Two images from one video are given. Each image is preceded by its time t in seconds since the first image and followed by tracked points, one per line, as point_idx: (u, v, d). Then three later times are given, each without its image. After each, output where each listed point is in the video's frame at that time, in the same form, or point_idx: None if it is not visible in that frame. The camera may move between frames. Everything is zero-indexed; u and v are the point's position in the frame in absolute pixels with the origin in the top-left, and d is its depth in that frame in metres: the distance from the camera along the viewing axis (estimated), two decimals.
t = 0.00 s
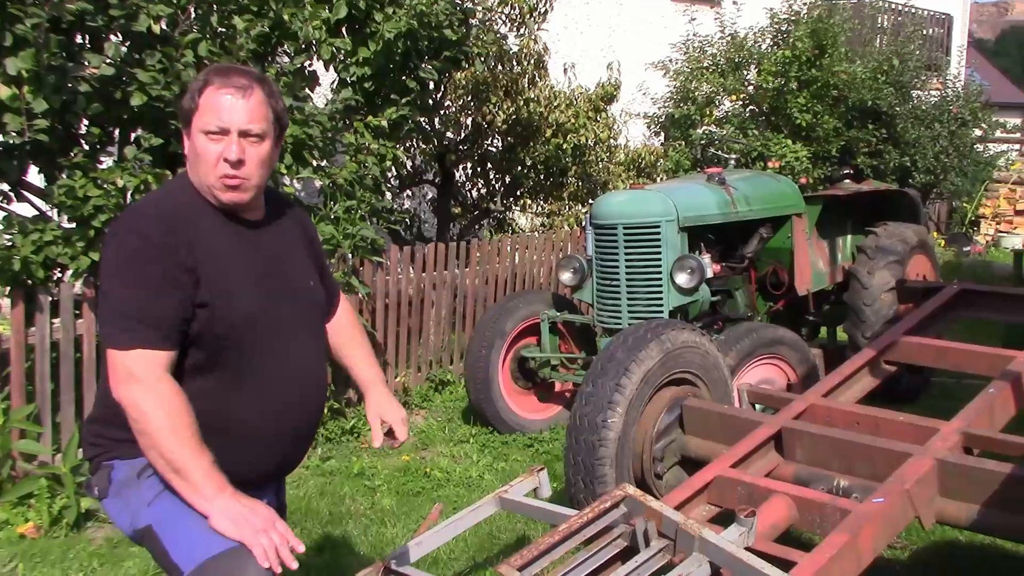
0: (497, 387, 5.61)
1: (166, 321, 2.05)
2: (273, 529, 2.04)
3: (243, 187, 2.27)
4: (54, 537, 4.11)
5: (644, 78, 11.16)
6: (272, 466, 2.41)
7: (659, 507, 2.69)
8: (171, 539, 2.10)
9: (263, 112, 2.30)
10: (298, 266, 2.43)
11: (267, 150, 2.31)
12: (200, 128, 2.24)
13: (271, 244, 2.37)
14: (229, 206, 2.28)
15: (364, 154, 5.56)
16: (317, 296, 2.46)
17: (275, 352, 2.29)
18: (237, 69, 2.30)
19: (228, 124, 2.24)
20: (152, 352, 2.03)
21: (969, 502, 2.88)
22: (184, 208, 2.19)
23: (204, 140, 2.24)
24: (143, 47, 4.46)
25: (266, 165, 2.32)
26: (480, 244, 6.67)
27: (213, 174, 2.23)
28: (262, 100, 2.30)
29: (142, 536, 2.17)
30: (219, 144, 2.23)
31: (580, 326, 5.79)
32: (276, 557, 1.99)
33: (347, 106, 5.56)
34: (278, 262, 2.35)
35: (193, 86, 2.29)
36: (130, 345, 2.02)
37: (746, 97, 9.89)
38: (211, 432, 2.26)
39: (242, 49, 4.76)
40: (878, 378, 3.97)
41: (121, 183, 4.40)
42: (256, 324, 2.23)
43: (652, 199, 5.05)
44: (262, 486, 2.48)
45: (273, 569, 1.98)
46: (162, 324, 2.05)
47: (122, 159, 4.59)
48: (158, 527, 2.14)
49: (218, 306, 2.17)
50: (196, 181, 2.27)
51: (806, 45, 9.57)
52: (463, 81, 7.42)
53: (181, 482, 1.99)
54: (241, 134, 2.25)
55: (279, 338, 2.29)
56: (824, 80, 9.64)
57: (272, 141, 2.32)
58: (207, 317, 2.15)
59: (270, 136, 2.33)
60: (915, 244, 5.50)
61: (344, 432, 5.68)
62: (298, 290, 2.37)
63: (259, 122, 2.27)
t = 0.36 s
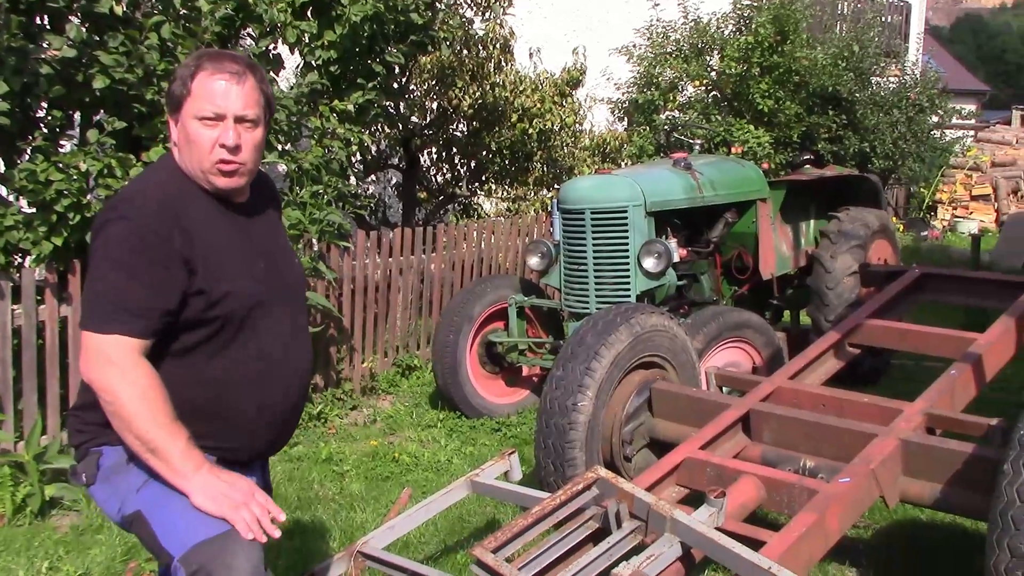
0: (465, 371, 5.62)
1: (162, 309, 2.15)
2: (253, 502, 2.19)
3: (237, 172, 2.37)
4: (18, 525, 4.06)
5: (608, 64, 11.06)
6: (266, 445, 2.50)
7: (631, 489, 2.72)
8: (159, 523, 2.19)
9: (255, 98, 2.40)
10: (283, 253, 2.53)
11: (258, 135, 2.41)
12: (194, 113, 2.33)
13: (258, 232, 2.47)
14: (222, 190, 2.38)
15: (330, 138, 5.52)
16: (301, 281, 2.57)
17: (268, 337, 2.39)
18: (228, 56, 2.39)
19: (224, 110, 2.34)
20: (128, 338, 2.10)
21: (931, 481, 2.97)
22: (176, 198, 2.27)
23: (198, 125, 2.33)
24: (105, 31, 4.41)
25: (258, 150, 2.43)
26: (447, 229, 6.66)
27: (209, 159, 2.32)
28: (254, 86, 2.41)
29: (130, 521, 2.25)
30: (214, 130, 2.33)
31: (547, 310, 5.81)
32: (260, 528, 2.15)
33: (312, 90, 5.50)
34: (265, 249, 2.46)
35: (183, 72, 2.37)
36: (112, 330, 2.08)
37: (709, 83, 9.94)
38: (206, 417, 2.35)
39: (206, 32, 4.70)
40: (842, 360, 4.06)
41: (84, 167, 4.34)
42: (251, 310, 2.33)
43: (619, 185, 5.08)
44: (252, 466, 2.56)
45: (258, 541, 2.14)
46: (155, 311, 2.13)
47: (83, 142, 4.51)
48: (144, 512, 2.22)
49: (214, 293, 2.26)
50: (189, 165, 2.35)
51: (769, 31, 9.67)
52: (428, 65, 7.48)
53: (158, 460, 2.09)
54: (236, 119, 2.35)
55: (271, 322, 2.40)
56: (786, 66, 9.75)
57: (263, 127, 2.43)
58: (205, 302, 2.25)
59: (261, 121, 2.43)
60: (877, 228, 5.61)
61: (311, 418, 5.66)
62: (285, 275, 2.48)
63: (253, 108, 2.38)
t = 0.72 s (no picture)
0: (453, 362, 5.63)
1: (148, 300, 2.15)
2: (247, 471, 2.30)
3: (225, 166, 2.38)
4: (6, 522, 4.04)
5: (592, 53, 11.10)
6: (267, 427, 2.55)
7: (621, 478, 2.73)
8: (176, 513, 2.21)
9: (239, 92, 2.41)
10: (265, 238, 2.54)
11: (244, 129, 2.42)
12: (179, 108, 2.32)
13: (240, 220, 2.47)
14: (209, 185, 2.38)
15: (315, 131, 5.49)
16: (286, 265, 2.58)
17: (254, 324, 2.39)
18: (210, 50, 2.38)
19: (210, 104, 2.33)
20: (117, 329, 2.10)
21: (918, 465, 3.00)
22: (160, 189, 2.27)
23: (184, 120, 2.32)
24: (87, 24, 4.38)
25: (242, 144, 2.44)
26: (433, 221, 6.65)
27: (197, 154, 2.32)
28: (238, 80, 2.41)
29: (141, 514, 2.26)
30: (201, 124, 2.33)
31: (534, 300, 5.82)
32: (260, 494, 2.27)
33: (297, 83, 5.48)
34: (250, 237, 2.46)
35: (164, 65, 2.35)
36: (96, 320, 2.08)
37: (693, 72, 9.95)
38: (198, 405, 2.37)
39: (189, 25, 4.67)
40: (829, 347, 4.09)
41: (68, 161, 4.32)
42: (238, 298, 2.34)
43: (606, 174, 5.09)
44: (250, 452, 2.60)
45: (260, 507, 2.26)
46: (142, 302, 2.14)
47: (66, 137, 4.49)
48: (157, 504, 2.24)
49: (200, 283, 2.27)
50: (174, 160, 2.34)
51: (752, 19, 9.69)
52: (412, 57, 7.49)
53: (149, 448, 2.12)
54: (222, 114, 2.36)
55: (259, 309, 2.40)
56: (769, 54, 9.81)
57: (247, 120, 2.44)
58: (193, 291, 2.26)
59: (245, 115, 2.44)
60: (862, 215, 5.64)
61: (300, 411, 5.65)
62: (269, 261, 2.49)
63: (239, 103, 2.39)
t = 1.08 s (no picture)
0: (448, 365, 5.63)
1: (152, 293, 2.16)
2: (249, 479, 2.29)
3: (215, 164, 2.39)
4: None
5: (588, 57, 11.13)
6: (262, 430, 2.55)
7: (616, 482, 2.73)
8: (177, 517, 2.21)
9: (229, 91, 2.42)
10: (254, 237, 2.55)
11: (233, 128, 2.44)
12: (170, 106, 2.32)
13: (231, 219, 2.48)
14: (199, 182, 2.38)
15: (311, 133, 5.49)
16: (274, 264, 2.59)
17: (247, 320, 2.40)
18: (201, 49, 2.40)
19: (202, 103, 2.34)
20: (123, 324, 2.10)
21: (912, 471, 3.01)
22: (156, 187, 2.27)
23: (175, 118, 2.33)
24: (84, 25, 4.39)
25: (231, 143, 2.45)
26: (429, 224, 6.65)
27: (187, 152, 2.33)
28: (227, 80, 2.43)
29: (140, 519, 2.25)
30: (192, 123, 2.33)
31: (529, 304, 5.82)
32: (261, 503, 2.27)
33: (294, 85, 5.49)
34: (241, 234, 2.47)
35: (155, 63, 2.35)
36: (105, 316, 2.09)
37: (690, 77, 9.98)
38: (193, 406, 2.37)
39: (187, 27, 4.68)
40: (823, 353, 4.10)
41: (64, 162, 4.32)
42: (233, 292, 2.35)
43: (601, 178, 5.10)
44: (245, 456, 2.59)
45: (260, 515, 2.27)
46: (147, 296, 2.15)
47: (63, 138, 4.49)
48: (156, 508, 2.24)
49: (198, 276, 2.27)
50: (164, 158, 2.34)
51: (748, 25, 9.73)
52: (409, 60, 7.50)
53: (153, 453, 2.12)
54: (213, 112, 2.37)
55: (253, 305, 2.41)
56: (765, 60, 9.85)
57: (237, 120, 2.46)
58: (190, 287, 2.26)
59: (234, 114, 2.46)
60: (856, 221, 5.66)
61: (294, 413, 5.64)
62: (260, 258, 2.50)
63: (229, 102, 2.40)
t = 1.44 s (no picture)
0: (442, 367, 5.63)
1: (151, 295, 2.17)
2: (239, 485, 2.30)
3: (214, 169, 2.39)
4: None
5: (585, 61, 11.19)
6: (250, 431, 2.56)
7: (610, 484, 2.74)
8: (162, 518, 2.21)
9: (231, 96, 2.43)
10: (247, 240, 2.57)
11: (233, 133, 2.44)
12: (173, 108, 2.33)
13: (226, 222, 2.49)
14: (197, 186, 2.39)
15: (308, 134, 5.49)
16: (263, 266, 2.60)
17: (240, 322, 2.41)
18: (205, 52, 2.40)
19: (204, 106, 2.35)
20: (123, 327, 2.10)
21: (904, 476, 3.02)
22: (157, 189, 2.27)
23: (177, 121, 2.33)
24: (82, 24, 4.39)
25: (231, 147, 2.45)
26: (425, 226, 6.66)
27: (188, 156, 2.34)
28: (230, 84, 2.43)
29: (123, 518, 2.26)
30: (194, 126, 2.34)
31: (524, 307, 5.83)
32: (252, 507, 2.27)
33: (291, 86, 5.49)
34: (235, 237, 2.49)
35: (158, 64, 2.35)
36: (106, 318, 2.09)
37: (686, 81, 9.98)
38: (185, 407, 2.37)
39: (185, 27, 4.69)
40: (818, 357, 4.11)
41: (60, 161, 4.32)
42: (227, 294, 2.36)
43: (598, 182, 5.11)
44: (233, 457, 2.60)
45: (251, 520, 2.27)
46: (147, 298, 2.15)
47: (59, 136, 4.49)
48: (141, 507, 2.24)
49: (195, 279, 2.28)
50: (164, 160, 2.34)
51: (745, 30, 9.76)
52: (406, 61, 7.50)
53: (147, 456, 2.13)
54: (215, 116, 2.37)
55: (246, 307, 2.43)
56: (761, 65, 9.90)
57: (238, 125, 2.46)
58: (186, 290, 2.27)
59: (235, 119, 2.46)
60: (851, 226, 5.67)
61: (288, 414, 5.64)
62: (253, 261, 2.51)
63: (231, 106, 2.41)
